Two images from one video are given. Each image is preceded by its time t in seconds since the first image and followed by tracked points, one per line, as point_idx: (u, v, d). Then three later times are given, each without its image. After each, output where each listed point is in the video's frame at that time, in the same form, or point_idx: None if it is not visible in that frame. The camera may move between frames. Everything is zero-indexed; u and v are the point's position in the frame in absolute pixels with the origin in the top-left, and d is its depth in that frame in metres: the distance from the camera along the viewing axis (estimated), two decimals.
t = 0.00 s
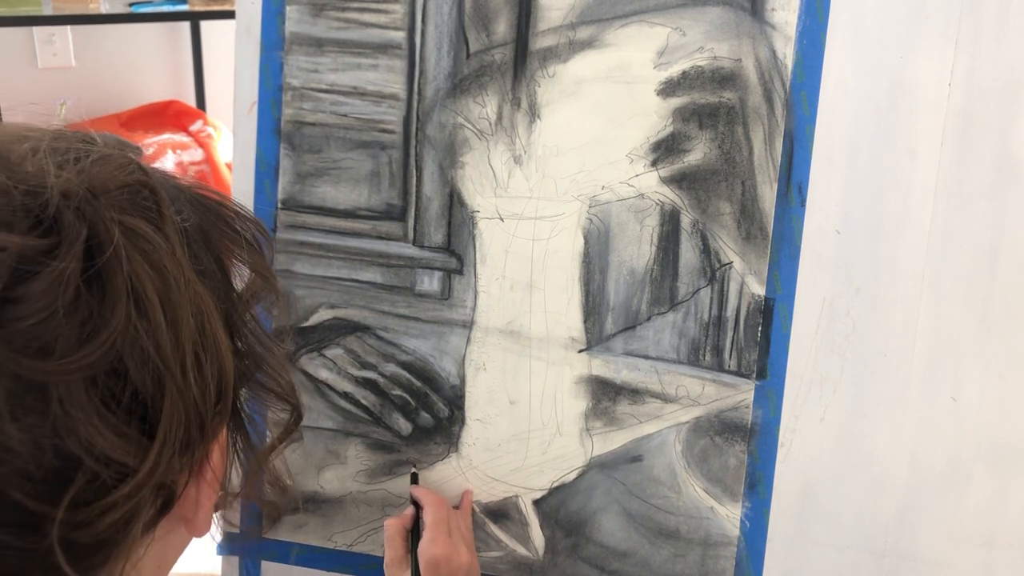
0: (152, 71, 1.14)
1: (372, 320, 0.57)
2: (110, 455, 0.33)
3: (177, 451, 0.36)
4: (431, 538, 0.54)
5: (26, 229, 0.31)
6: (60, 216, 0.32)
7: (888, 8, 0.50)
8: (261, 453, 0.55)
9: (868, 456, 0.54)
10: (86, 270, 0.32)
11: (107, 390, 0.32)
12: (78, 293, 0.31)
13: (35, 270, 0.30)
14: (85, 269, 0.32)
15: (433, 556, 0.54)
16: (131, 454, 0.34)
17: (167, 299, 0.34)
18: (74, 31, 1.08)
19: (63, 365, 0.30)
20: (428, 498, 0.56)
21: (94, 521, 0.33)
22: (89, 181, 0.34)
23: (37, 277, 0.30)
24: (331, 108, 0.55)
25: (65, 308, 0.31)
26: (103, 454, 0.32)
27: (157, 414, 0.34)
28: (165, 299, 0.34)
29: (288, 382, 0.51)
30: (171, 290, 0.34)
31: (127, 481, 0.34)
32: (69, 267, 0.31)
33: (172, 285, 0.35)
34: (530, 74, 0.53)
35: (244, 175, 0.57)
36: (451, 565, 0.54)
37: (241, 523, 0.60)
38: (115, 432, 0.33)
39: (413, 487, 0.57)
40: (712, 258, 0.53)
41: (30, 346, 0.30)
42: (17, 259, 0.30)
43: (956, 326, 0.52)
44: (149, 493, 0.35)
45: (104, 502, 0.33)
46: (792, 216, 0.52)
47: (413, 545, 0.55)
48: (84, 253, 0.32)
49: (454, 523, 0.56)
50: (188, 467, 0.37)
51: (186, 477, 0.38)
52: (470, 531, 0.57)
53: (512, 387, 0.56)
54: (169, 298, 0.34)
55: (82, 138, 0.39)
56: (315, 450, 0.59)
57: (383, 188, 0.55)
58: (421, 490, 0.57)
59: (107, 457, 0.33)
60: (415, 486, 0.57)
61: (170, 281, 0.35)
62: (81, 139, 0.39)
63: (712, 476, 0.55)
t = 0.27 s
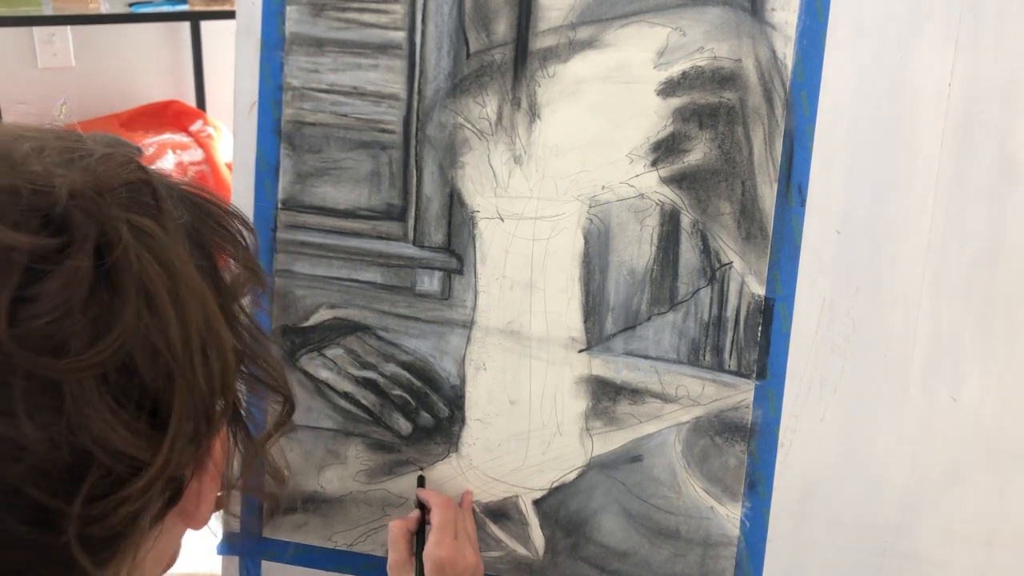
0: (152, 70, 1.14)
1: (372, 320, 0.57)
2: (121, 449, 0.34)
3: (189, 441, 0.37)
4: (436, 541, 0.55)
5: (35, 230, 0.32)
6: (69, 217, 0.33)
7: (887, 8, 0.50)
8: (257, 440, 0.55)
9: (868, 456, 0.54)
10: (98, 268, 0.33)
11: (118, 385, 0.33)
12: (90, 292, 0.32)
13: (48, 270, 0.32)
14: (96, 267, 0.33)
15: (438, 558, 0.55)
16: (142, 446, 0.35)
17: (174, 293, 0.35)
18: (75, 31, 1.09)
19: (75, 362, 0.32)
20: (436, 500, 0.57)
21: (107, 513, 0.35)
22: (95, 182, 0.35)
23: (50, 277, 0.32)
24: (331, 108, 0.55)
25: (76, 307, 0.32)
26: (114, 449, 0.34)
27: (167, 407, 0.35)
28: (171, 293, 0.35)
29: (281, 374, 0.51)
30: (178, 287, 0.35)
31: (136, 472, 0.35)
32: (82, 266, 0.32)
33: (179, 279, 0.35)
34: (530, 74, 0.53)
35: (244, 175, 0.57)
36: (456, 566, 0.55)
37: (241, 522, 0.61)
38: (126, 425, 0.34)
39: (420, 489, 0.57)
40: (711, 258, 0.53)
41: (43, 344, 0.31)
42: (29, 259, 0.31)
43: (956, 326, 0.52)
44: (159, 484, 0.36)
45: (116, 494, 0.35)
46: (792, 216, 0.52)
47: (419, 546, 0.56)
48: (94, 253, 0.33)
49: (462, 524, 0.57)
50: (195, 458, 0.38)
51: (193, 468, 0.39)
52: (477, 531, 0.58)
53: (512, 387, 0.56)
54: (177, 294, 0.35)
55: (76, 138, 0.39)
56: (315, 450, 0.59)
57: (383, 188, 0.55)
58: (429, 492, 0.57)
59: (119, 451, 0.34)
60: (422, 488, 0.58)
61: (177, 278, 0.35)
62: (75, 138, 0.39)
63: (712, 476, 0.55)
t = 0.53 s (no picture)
0: (152, 70, 1.14)
1: (372, 320, 0.57)
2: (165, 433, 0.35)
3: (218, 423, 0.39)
4: (435, 541, 0.54)
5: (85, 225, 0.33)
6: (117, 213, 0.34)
7: (887, 8, 0.50)
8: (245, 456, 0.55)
9: (868, 456, 0.54)
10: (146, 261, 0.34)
11: (161, 372, 0.35)
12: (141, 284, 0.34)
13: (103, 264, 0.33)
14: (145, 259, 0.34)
15: (436, 559, 0.54)
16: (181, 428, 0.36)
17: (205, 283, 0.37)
18: (74, 31, 1.09)
19: (131, 349, 0.33)
20: (435, 500, 0.56)
21: (151, 494, 0.36)
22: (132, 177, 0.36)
23: (109, 271, 0.33)
24: (332, 108, 0.55)
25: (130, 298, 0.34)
26: (160, 433, 0.35)
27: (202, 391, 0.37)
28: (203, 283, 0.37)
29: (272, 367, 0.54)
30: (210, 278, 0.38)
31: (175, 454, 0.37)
32: (136, 258, 0.34)
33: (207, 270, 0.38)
34: (530, 74, 0.53)
35: (244, 175, 0.57)
36: (455, 567, 0.54)
37: (241, 522, 0.61)
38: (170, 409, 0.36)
39: (419, 489, 0.57)
40: (711, 258, 0.53)
41: (97, 335, 0.32)
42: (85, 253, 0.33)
43: (956, 326, 0.52)
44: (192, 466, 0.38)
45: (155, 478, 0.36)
46: (792, 216, 0.52)
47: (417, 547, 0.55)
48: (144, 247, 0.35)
49: (461, 525, 0.56)
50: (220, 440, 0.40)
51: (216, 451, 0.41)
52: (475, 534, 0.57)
53: (512, 387, 0.56)
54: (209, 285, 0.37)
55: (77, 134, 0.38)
56: (315, 450, 0.59)
57: (383, 188, 0.55)
58: (428, 492, 0.57)
59: (163, 435, 0.35)
60: (422, 487, 0.58)
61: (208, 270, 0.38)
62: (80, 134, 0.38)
63: (712, 476, 0.55)
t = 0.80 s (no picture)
0: (152, 71, 1.14)
1: (372, 320, 0.57)
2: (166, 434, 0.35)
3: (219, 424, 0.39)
4: (427, 544, 0.53)
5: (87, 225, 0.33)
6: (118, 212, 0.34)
7: (887, 8, 0.50)
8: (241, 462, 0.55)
9: (868, 456, 0.54)
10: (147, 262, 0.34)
11: (161, 372, 0.35)
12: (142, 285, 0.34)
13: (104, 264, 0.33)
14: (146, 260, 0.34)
15: (427, 562, 0.53)
16: (182, 429, 0.36)
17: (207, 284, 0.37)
18: (75, 31, 1.08)
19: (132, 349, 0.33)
20: (429, 503, 0.56)
21: (152, 495, 0.36)
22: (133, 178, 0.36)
23: (110, 270, 0.33)
24: (331, 108, 0.55)
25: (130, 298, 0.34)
26: (161, 434, 0.35)
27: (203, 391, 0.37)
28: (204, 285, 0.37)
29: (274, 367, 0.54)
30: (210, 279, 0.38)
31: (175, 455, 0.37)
32: (138, 259, 0.34)
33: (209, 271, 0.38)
34: (530, 74, 0.53)
35: (244, 175, 0.57)
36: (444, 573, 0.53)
37: (241, 521, 0.61)
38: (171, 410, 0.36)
39: (414, 491, 0.57)
40: (711, 258, 0.53)
41: (97, 335, 0.32)
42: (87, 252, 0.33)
43: (956, 326, 0.52)
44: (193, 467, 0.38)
45: (156, 479, 0.36)
46: (792, 216, 0.52)
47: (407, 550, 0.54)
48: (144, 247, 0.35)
49: (451, 532, 0.56)
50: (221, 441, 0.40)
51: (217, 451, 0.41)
52: (462, 544, 0.56)
53: (512, 387, 0.56)
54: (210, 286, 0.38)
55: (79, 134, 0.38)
56: (315, 450, 0.59)
57: (383, 188, 0.55)
58: (423, 495, 0.57)
59: (164, 436, 0.35)
60: (416, 491, 0.57)
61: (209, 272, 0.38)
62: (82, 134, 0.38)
63: (712, 476, 0.55)
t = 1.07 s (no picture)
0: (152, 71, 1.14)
1: (372, 320, 0.57)
2: (129, 442, 0.34)
3: (195, 436, 0.37)
4: (426, 546, 0.54)
5: (49, 224, 0.32)
6: (82, 212, 0.33)
7: (887, 8, 0.50)
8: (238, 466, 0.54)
9: (868, 456, 0.54)
10: (111, 263, 0.33)
11: (130, 377, 0.34)
12: (104, 285, 0.33)
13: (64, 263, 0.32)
14: (110, 262, 0.33)
15: (426, 564, 0.54)
16: (151, 438, 0.35)
17: (184, 290, 0.35)
18: (75, 31, 1.09)
19: (91, 353, 0.32)
20: (427, 505, 0.56)
21: (117, 502, 0.35)
22: (106, 177, 0.35)
23: (67, 270, 0.32)
24: (331, 108, 0.55)
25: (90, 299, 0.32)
26: (124, 441, 0.34)
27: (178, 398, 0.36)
28: (181, 289, 0.35)
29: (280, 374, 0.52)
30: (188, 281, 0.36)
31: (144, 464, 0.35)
32: (97, 260, 0.32)
33: (188, 276, 0.36)
34: (530, 74, 0.53)
35: (244, 175, 0.57)
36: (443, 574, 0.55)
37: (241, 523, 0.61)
38: (138, 418, 0.34)
39: (413, 493, 0.57)
40: (711, 258, 0.53)
41: (55, 337, 0.32)
42: (45, 252, 0.32)
43: (956, 326, 0.52)
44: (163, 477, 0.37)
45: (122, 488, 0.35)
46: (792, 216, 0.52)
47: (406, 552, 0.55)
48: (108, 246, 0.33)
49: (451, 533, 0.57)
50: (200, 453, 0.38)
51: (197, 462, 0.39)
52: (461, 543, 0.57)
53: (512, 387, 0.56)
54: (186, 288, 0.35)
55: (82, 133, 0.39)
56: (315, 450, 0.59)
57: (383, 188, 0.55)
58: (422, 497, 0.57)
59: (129, 444, 0.34)
60: (415, 492, 0.57)
61: (186, 273, 0.36)
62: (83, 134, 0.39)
63: (712, 476, 0.55)
